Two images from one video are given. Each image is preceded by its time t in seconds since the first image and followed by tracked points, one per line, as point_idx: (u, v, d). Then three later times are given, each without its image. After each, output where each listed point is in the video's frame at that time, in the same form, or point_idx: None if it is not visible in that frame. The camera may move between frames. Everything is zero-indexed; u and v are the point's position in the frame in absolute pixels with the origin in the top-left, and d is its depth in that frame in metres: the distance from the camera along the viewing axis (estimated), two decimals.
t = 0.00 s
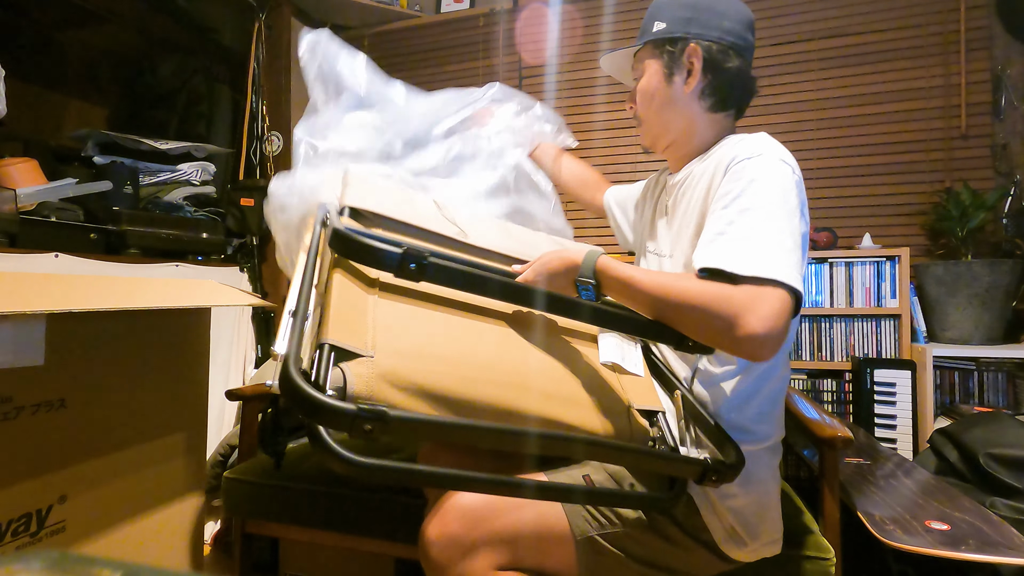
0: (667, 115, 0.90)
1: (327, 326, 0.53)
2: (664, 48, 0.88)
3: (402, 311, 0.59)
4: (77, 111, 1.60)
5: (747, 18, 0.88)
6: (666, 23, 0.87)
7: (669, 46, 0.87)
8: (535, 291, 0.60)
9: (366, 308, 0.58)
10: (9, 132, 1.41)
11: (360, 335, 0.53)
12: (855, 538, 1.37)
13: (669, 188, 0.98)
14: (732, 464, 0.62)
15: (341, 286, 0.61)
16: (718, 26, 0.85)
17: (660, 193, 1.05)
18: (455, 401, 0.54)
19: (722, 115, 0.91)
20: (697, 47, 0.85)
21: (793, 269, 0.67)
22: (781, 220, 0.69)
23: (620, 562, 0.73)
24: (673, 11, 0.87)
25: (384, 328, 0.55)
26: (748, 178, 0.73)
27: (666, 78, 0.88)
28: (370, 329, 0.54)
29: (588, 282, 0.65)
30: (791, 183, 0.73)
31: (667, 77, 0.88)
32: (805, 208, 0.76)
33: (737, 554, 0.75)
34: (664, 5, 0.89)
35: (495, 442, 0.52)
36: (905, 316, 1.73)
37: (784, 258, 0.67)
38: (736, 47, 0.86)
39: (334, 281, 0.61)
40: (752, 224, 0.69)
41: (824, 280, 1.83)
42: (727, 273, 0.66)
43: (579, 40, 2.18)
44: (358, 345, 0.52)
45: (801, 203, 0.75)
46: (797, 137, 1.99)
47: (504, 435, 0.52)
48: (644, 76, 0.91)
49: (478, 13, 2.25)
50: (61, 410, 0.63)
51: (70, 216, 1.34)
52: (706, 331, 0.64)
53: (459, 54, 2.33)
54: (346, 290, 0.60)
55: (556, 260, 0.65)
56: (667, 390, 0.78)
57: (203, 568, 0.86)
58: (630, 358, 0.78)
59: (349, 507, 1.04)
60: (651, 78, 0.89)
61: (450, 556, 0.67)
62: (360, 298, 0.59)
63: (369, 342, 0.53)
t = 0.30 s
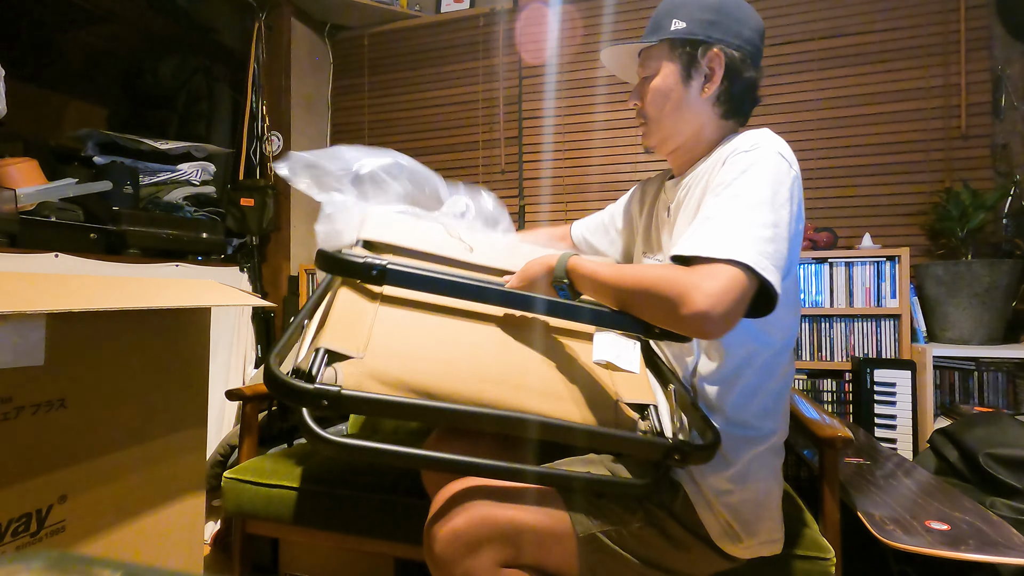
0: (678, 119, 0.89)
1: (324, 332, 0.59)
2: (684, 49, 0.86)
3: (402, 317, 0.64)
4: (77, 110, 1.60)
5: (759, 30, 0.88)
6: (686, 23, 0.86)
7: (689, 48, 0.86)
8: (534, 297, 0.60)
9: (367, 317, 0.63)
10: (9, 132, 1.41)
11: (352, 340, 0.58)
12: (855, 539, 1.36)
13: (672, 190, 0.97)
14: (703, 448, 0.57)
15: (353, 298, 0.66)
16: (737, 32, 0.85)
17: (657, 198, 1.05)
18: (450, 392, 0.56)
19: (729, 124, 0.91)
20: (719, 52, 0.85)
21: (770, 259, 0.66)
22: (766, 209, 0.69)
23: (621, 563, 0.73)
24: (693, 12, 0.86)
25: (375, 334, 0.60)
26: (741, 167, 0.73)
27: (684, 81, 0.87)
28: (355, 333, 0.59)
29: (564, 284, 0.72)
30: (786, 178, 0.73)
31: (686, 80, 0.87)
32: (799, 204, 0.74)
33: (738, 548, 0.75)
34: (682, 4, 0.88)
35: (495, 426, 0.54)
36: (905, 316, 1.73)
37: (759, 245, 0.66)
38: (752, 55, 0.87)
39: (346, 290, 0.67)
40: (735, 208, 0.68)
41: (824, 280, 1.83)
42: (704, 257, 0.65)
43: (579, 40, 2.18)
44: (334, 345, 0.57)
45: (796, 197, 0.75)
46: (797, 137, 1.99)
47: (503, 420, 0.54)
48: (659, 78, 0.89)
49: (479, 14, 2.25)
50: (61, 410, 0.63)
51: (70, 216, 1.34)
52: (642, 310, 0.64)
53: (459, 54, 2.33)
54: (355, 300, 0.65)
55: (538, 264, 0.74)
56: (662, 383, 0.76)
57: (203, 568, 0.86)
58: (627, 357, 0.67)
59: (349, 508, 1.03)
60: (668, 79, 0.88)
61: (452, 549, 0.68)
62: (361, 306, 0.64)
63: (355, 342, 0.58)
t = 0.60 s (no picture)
0: (675, 125, 0.88)
1: (311, 373, 0.59)
2: (678, 57, 0.84)
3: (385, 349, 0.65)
4: (77, 111, 1.59)
5: (746, 28, 0.87)
6: (678, 29, 0.83)
7: (683, 56, 0.84)
8: (533, 313, 0.60)
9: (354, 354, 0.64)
10: (9, 132, 1.41)
11: (339, 374, 0.59)
12: (855, 540, 1.36)
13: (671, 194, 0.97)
14: (676, 436, 0.56)
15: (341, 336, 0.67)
16: (729, 36, 0.84)
17: (655, 203, 1.03)
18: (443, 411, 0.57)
19: (723, 126, 0.91)
20: (715, 58, 0.83)
21: (740, 258, 0.66)
22: (742, 207, 0.69)
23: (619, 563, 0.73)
24: (684, 17, 0.83)
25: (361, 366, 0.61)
26: (725, 164, 0.73)
27: (681, 90, 0.85)
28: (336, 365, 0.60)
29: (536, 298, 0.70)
30: (768, 177, 0.73)
31: (682, 88, 0.85)
32: (781, 205, 0.74)
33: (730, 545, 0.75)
34: (672, 7, 0.84)
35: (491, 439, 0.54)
36: (905, 316, 1.73)
37: (731, 242, 0.66)
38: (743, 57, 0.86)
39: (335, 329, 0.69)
40: (712, 204, 0.69)
41: (824, 280, 1.83)
42: (671, 252, 0.66)
43: (578, 40, 2.18)
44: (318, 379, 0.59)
45: (782, 195, 0.75)
46: (797, 137, 1.99)
47: (500, 430, 0.54)
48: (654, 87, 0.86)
49: (479, 14, 2.25)
50: (61, 410, 0.63)
51: (71, 216, 1.34)
52: (599, 307, 0.65)
53: (459, 54, 2.33)
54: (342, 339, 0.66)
55: (507, 281, 0.74)
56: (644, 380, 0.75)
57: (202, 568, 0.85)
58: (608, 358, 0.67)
59: (349, 508, 1.03)
60: (664, 88, 0.86)
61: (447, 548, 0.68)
62: (349, 345, 0.65)
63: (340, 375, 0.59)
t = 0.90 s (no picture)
0: (672, 132, 0.87)
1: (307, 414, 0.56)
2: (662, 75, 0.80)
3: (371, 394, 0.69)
4: (77, 111, 1.59)
5: (719, 22, 0.82)
6: (656, 47, 0.76)
7: (667, 74, 0.79)
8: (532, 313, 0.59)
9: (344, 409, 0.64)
10: (9, 132, 1.41)
11: (331, 411, 0.56)
12: (855, 540, 1.36)
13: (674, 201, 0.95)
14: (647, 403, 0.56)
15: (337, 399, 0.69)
16: (708, 38, 0.79)
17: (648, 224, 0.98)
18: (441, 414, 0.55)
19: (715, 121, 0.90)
20: (700, 65, 0.79)
21: (698, 239, 0.65)
22: (706, 189, 0.68)
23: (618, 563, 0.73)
24: (657, 31, 0.76)
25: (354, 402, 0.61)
26: (693, 150, 0.73)
27: (672, 101, 0.83)
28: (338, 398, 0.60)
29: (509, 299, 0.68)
30: (739, 162, 0.72)
31: (672, 100, 0.83)
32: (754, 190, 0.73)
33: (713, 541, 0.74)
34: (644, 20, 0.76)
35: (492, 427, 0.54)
36: (905, 316, 1.73)
37: (691, 224, 0.65)
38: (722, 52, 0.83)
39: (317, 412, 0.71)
40: (677, 186, 0.68)
41: (824, 280, 1.83)
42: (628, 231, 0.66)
43: (578, 40, 2.18)
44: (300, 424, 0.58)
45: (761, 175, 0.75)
46: (797, 137, 2.00)
47: (498, 423, 0.52)
48: (645, 105, 0.83)
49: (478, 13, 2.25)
50: (61, 410, 0.63)
51: (71, 216, 1.34)
52: (571, 298, 0.63)
53: (459, 54, 2.33)
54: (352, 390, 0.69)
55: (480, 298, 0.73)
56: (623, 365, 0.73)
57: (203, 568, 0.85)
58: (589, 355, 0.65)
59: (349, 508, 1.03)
60: (655, 103, 0.83)
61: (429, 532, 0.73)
62: (340, 384, 0.64)
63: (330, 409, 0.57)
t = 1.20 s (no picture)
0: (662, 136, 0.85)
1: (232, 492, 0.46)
2: (654, 76, 0.79)
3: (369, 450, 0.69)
4: (77, 111, 1.59)
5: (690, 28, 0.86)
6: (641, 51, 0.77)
7: (658, 75, 0.79)
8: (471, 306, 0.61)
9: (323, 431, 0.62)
10: (8, 132, 1.41)
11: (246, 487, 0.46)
12: (855, 539, 1.36)
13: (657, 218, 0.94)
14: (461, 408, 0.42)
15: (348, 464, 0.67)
16: (687, 39, 0.81)
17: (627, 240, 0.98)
18: (416, 362, 0.61)
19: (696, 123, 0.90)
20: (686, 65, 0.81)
21: (655, 209, 0.68)
22: (673, 165, 0.71)
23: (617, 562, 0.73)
24: (642, 35, 0.77)
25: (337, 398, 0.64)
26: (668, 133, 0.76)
27: (664, 101, 0.82)
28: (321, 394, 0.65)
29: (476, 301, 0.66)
30: (713, 140, 0.74)
31: (664, 100, 0.82)
32: (730, 169, 0.74)
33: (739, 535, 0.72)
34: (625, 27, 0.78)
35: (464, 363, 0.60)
36: (905, 316, 1.73)
37: (651, 198, 0.68)
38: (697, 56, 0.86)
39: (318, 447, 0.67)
40: (641, 164, 0.72)
41: (824, 280, 1.83)
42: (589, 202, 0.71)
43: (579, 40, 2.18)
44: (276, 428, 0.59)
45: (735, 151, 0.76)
46: (796, 137, 2.00)
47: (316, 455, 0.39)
48: (639, 106, 0.81)
49: (478, 13, 2.25)
50: (61, 410, 0.63)
51: (71, 216, 1.34)
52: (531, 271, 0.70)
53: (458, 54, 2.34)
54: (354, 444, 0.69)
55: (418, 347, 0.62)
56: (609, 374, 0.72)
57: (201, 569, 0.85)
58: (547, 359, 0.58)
59: (348, 509, 1.03)
60: (647, 105, 0.82)
61: (441, 564, 0.66)
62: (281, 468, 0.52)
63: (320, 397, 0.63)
